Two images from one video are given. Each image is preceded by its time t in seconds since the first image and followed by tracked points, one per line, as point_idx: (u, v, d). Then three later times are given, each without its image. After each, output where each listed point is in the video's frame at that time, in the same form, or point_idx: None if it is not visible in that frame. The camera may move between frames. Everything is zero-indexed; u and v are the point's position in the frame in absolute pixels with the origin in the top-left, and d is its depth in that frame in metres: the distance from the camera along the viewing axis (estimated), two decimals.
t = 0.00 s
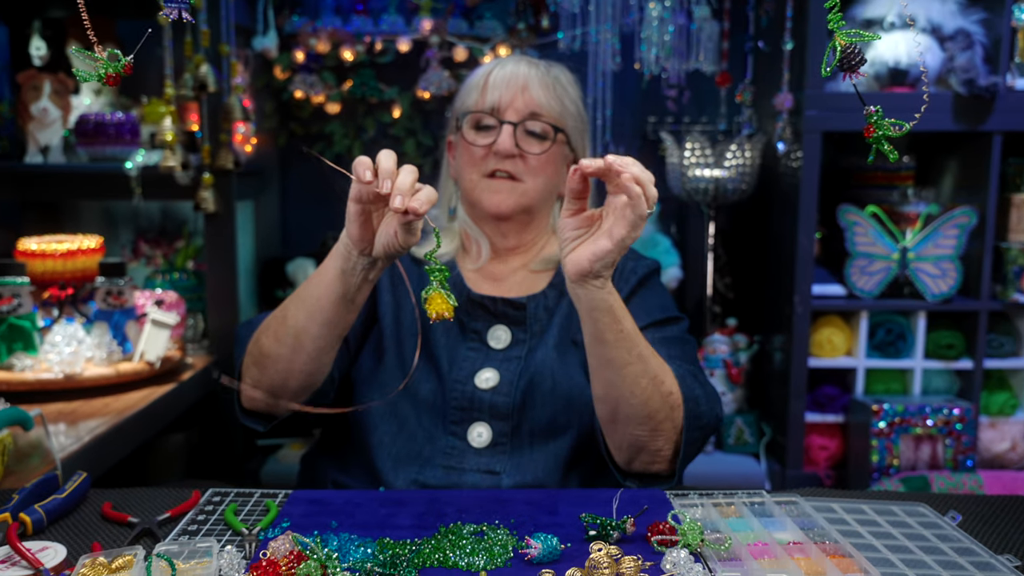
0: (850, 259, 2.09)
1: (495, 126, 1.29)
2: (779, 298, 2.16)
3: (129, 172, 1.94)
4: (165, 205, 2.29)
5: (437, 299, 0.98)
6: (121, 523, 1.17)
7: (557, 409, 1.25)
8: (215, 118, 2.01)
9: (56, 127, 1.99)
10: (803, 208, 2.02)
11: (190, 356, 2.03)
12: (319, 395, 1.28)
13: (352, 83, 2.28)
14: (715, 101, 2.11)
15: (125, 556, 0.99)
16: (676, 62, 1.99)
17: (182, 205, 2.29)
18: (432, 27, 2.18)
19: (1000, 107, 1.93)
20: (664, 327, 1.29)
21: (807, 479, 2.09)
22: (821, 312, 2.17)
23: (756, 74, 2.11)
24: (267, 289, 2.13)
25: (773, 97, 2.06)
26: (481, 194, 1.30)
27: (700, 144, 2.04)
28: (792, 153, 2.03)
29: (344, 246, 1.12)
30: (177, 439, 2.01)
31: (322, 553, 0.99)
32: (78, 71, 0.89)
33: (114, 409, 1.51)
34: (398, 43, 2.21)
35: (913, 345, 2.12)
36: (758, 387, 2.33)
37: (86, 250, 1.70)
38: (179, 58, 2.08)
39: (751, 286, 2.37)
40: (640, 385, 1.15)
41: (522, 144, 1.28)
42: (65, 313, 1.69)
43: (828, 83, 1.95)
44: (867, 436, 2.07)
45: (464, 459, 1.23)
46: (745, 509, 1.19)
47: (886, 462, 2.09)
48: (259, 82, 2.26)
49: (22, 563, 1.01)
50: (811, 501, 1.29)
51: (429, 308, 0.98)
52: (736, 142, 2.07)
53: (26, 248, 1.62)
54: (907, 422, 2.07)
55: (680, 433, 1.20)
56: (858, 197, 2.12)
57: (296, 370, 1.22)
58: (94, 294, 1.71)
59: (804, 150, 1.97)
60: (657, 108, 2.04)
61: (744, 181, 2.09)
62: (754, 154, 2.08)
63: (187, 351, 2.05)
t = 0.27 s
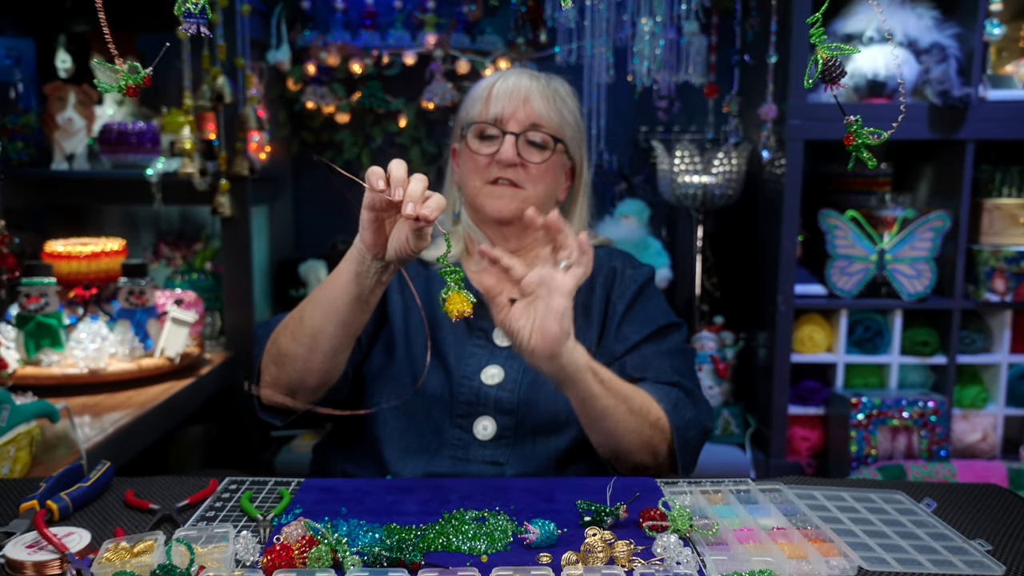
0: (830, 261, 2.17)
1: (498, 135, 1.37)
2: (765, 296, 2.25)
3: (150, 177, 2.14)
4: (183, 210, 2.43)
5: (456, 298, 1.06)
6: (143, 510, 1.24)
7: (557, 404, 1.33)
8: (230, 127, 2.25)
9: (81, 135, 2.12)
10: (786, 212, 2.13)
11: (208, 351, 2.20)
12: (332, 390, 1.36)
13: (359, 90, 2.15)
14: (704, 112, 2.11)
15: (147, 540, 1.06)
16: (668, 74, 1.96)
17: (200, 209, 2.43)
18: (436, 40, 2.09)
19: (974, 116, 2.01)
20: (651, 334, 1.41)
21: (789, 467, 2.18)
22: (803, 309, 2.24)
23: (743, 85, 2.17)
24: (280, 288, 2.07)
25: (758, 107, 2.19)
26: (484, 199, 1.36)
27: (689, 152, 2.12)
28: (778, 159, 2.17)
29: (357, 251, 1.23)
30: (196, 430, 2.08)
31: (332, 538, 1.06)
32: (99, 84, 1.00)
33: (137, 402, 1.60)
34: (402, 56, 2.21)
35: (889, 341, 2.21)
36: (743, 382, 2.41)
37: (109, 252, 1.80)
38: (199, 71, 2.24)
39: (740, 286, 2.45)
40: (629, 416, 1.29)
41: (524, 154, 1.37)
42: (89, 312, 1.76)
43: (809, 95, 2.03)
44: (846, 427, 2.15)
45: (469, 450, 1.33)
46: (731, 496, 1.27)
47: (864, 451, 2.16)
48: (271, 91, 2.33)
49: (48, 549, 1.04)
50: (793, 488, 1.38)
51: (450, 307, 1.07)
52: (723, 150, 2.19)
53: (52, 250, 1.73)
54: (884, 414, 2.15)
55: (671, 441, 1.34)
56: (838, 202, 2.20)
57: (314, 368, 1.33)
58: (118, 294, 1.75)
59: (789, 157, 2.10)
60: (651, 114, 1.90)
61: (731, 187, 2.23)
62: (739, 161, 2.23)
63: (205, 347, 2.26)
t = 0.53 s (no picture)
0: (823, 262, 2.19)
1: (503, 140, 1.40)
2: (759, 297, 2.27)
3: (159, 180, 2.08)
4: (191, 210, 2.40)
5: (453, 303, 1.02)
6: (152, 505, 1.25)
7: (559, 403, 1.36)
8: (238, 131, 2.14)
9: (91, 138, 2.10)
10: (780, 213, 2.12)
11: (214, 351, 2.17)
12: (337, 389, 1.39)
13: (364, 100, 2.39)
14: (699, 116, 2.24)
15: (153, 536, 1.08)
16: (664, 81, 2.12)
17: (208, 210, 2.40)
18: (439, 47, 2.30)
19: (963, 121, 2.04)
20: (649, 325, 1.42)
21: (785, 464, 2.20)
22: (797, 309, 2.26)
23: (738, 91, 2.21)
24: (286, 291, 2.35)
25: (752, 112, 2.16)
26: (487, 202, 1.40)
27: (685, 155, 2.16)
28: (771, 163, 2.15)
29: (359, 253, 1.20)
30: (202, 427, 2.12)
31: (335, 534, 1.07)
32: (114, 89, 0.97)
33: (143, 399, 1.62)
34: (407, 61, 2.32)
35: (882, 340, 2.22)
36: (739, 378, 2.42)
37: (118, 253, 1.74)
38: (205, 75, 2.15)
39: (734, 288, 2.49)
40: (636, 443, 1.29)
41: (527, 158, 1.40)
42: (98, 311, 1.78)
43: (803, 100, 2.07)
44: (840, 424, 2.17)
45: (472, 448, 1.34)
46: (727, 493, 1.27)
47: (857, 448, 2.18)
48: (279, 97, 2.40)
49: (56, 543, 1.05)
50: (788, 485, 1.40)
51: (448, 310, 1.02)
52: (719, 153, 2.16)
53: (62, 250, 1.67)
54: (877, 412, 2.17)
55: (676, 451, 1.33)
56: (831, 206, 2.23)
57: (317, 366, 1.33)
58: (126, 294, 1.80)
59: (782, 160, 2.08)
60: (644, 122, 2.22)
61: (726, 190, 2.18)
62: (735, 164, 2.17)
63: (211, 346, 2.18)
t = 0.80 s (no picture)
0: (833, 261, 2.16)
1: (505, 137, 1.37)
2: (766, 299, 2.24)
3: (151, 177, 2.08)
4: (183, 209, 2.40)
5: (452, 311, 1.00)
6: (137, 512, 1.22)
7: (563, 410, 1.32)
8: (232, 126, 2.16)
9: (82, 135, 2.11)
10: (788, 212, 2.11)
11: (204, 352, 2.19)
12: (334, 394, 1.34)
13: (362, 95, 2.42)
14: (705, 112, 2.27)
15: (142, 542, 1.04)
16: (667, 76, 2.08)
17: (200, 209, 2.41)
18: (437, 42, 2.35)
19: (974, 118, 2.02)
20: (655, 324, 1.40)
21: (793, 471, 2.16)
22: (805, 311, 2.23)
23: (745, 87, 2.25)
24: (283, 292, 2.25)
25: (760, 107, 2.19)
26: (489, 202, 1.36)
27: (690, 152, 2.17)
28: (778, 160, 2.16)
29: (357, 257, 1.19)
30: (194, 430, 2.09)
31: (330, 541, 1.04)
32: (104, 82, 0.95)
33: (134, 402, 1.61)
34: (406, 56, 2.36)
35: (893, 342, 2.18)
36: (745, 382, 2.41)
37: (109, 251, 1.79)
38: (201, 70, 2.20)
39: (740, 288, 2.47)
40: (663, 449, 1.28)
41: (530, 157, 1.37)
42: (87, 311, 1.75)
43: (811, 95, 2.08)
44: (851, 429, 2.11)
45: (473, 455, 1.29)
46: (735, 499, 1.23)
47: (869, 454, 2.11)
48: (274, 92, 2.41)
49: (43, 549, 1.02)
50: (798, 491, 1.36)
51: (448, 317, 1.00)
52: (725, 150, 2.19)
53: (52, 248, 1.72)
54: (889, 416, 2.10)
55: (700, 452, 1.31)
56: (840, 202, 2.24)
57: (313, 368, 1.29)
58: (117, 293, 1.75)
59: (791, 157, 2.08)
60: (649, 118, 2.24)
61: (733, 188, 2.20)
62: (741, 161, 2.20)
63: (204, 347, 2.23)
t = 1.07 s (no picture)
0: (862, 258, 2.11)
1: (506, 122, 1.25)
2: (788, 298, 2.19)
3: (118, 167, 2.00)
4: (154, 201, 2.31)
5: (450, 317, 0.91)
6: (108, 531, 0.98)
7: (566, 420, 1.21)
8: (206, 111, 2.09)
9: (43, 121, 2.07)
10: (812, 207, 2.05)
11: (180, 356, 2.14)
12: (317, 404, 1.23)
13: (348, 77, 2.37)
14: (722, 96, 2.22)
15: (112, 564, 0.84)
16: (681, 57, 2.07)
17: (171, 201, 2.32)
18: (430, 19, 2.26)
19: (1015, 102, 1.97)
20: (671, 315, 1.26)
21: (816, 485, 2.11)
22: (832, 313, 2.18)
23: (762, 67, 2.17)
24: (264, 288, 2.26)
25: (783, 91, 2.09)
26: (488, 193, 1.24)
27: (706, 140, 2.09)
28: (801, 148, 2.07)
29: (345, 256, 1.07)
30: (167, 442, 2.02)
31: (316, 561, 0.86)
32: (62, 63, 0.76)
33: (99, 415, 1.56)
34: (395, 34, 2.31)
35: (925, 347, 2.15)
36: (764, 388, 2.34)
37: (74, 248, 1.67)
38: (171, 51, 2.13)
39: (758, 286, 2.39)
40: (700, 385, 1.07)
41: (533, 144, 1.24)
42: (51, 313, 1.75)
43: (838, 77, 2.00)
44: (879, 441, 2.10)
45: (470, 470, 1.18)
46: (752, 515, 0.99)
47: (898, 467, 2.12)
48: (251, 74, 2.37)
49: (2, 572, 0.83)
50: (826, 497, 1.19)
51: (444, 326, 0.91)
52: (744, 137, 2.10)
53: (12, 245, 1.60)
54: (919, 427, 2.10)
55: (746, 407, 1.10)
56: (869, 195, 2.15)
57: (295, 379, 1.17)
58: (82, 294, 1.80)
59: (815, 144, 2.01)
60: (662, 102, 2.22)
61: (752, 178, 2.10)
62: (761, 149, 2.10)
63: (177, 351, 2.15)
